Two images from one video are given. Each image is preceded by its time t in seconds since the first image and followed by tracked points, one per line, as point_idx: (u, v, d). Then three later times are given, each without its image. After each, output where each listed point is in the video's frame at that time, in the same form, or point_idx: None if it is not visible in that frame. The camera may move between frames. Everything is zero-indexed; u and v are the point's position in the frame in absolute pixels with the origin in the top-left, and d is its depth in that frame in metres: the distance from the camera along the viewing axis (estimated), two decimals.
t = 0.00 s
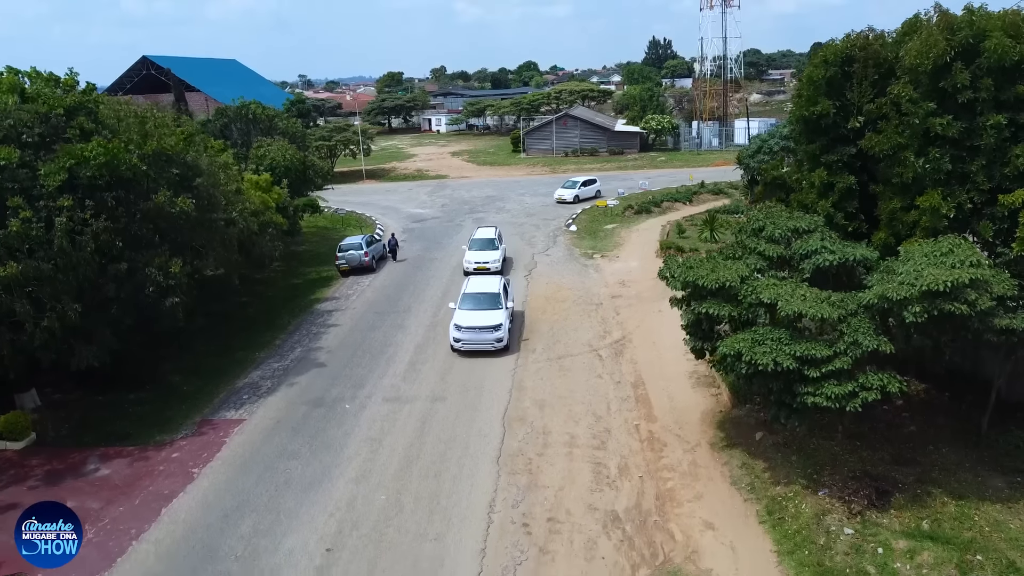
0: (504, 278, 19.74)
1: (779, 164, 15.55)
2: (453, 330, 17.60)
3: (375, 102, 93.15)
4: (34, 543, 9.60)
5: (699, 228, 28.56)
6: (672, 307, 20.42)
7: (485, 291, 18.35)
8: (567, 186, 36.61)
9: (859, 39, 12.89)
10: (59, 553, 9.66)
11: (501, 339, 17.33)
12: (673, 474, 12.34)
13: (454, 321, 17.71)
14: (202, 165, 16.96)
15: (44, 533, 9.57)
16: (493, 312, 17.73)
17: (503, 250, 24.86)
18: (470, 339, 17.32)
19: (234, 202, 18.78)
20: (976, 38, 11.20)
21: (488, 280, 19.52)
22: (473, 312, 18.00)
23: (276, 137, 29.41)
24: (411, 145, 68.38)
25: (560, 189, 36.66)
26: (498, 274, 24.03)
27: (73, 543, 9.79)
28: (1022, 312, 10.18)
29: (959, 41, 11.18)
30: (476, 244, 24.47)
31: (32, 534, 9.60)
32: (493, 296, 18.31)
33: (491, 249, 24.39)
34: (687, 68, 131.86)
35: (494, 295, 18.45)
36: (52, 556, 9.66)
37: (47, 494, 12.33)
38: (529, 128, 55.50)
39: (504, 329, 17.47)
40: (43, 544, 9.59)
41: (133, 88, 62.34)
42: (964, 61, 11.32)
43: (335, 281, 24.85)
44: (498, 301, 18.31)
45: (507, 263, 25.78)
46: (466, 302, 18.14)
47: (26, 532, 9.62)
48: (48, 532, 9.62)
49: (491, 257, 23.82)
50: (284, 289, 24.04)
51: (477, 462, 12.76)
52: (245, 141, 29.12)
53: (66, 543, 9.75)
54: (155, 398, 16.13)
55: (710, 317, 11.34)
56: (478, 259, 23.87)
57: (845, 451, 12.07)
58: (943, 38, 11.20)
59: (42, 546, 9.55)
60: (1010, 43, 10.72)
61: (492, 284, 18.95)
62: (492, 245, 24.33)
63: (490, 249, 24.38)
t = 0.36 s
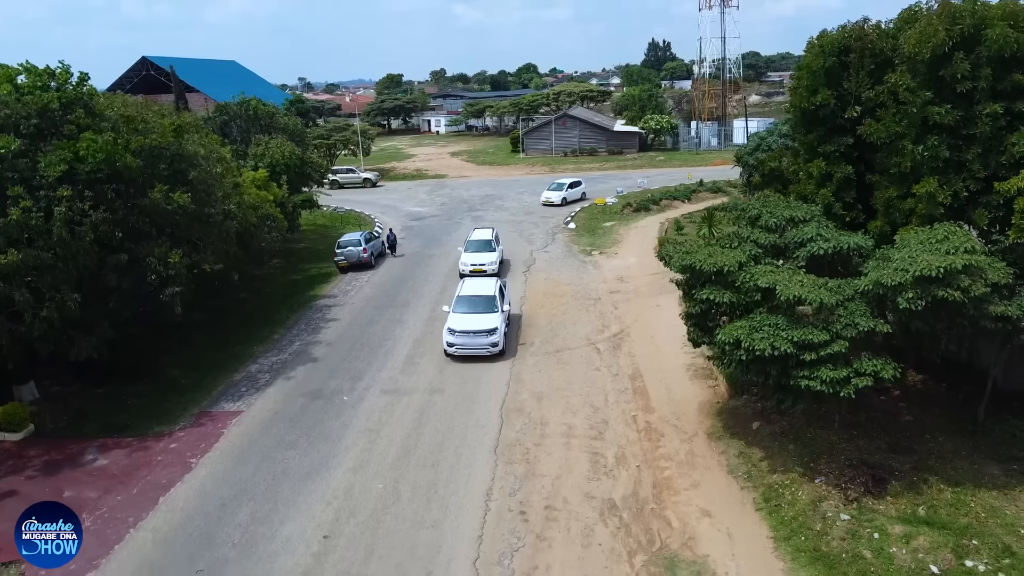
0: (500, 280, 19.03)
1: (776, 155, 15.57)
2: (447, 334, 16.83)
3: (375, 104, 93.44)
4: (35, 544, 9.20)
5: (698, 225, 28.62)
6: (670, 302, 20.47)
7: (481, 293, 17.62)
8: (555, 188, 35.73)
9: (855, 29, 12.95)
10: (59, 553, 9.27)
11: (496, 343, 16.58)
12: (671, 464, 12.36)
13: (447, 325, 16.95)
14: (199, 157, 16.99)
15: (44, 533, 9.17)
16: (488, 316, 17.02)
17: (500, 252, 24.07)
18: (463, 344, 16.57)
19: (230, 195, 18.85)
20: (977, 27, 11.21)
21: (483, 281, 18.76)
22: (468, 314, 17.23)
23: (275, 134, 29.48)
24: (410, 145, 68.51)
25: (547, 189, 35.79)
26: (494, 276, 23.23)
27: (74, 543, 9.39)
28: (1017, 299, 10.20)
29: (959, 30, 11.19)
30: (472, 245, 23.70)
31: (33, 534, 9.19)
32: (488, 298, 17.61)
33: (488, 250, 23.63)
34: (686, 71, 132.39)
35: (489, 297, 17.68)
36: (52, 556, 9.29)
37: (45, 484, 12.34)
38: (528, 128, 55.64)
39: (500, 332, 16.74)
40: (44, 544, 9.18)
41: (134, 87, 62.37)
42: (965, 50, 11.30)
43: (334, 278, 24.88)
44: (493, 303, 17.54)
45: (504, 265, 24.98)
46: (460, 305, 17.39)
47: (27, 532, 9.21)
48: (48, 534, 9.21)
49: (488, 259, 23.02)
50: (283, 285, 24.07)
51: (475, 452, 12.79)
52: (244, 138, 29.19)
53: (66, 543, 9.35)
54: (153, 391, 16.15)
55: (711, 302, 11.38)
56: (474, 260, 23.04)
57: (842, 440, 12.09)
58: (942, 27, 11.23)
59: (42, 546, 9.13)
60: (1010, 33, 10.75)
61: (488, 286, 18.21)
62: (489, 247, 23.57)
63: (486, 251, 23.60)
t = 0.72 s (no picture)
0: (496, 286, 18.30)
1: (773, 152, 15.60)
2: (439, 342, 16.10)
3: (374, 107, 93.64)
4: (34, 544, 7.91)
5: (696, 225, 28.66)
6: (668, 301, 20.48)
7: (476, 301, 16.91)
8: (542, 194, 34.85)
9: (850, 24, 13.00)
10: (59, 555, 7.95)
11: (489, 353, 15.83)
12: (667, 459, 12.35)
13: (440, 333, 16.23)
14: (194, 154, 16.94)
15: (44, 532, 7.80)
16: (482, 324, 16.27)
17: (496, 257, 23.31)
18: (456, 353, 15.82)
19: (225, 191, 18.81)
20: (972, 22, 11.24)
21: (477, 288, 18.03)
22: (461, 323, 16.49)
23: (274, 135, 29.56)
24: (409, 148, 68.62)
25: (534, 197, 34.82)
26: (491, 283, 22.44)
27: (78, 545, 7.95)
28: (1013, 291, 10.22)
29: (954, 25, 11.21)
30: (467, 250, 22.89)
31: (33, 534, 7.89)
32: (483, 306, 16.90)
33: (483, 256, 22.85)
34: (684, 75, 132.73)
35: (484, 304, 16.99)
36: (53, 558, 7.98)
37: (41, 479, 12.31)
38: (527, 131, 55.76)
39: (494, 342, 15.99)
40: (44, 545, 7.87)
41: (133, 90, 62.41)
42: (960, 45, 11.34)
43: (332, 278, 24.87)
44: (488, 311, 16.84)
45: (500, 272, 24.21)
46: (453, 314, 16.66)
47: (25, 532, 7.89)
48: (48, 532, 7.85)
49: (484, 265, 22.21)
50: (281, 285, 24.06)
51: (471, 448, 12.78)
52: (243, 139, 29.24)
53: (67, 543, 7.96)
54: (150, 388, 16.13)
55: (707, 297, 11.32)
56: (468, 266, 22.25)
57: (839, 435, 12.08)
58: (938, 22, 11.24)
59: (40, 547, 7.81)
60: (1004, 27, 10.77)
61: (483, 293, 17.48)
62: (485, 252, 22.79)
63: (482, 256, 22.84)
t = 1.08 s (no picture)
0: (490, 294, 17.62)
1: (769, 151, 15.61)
2: (429, 353, 15.40)
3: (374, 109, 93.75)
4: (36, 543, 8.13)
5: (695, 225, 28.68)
6: (665, 300, 20.47)
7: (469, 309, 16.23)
8: (530, 199, 33.73)
9: (844, 20, 13.11)
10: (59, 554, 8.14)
11: (482, 363, 15.14)
12: (663, 456, 12.33)
13: (430, 344, 15.52)
14: (192, 153, 16.97)
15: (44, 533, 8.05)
16: (475, 334, 15.59)
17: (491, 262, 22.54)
18: (448, 365, 15.13)
19: (222, 190, 18.84)
20: (963, 19, 11.28)
21: (470, 296, 17.33)
22: (453, 332, 15.80)
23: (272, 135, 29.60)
24: (409, 150, 68.70)
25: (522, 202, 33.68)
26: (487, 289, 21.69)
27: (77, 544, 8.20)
28: (1009, 286, 10.21)
29: (945, 21, 11.25)
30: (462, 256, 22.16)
31: (33, 534, 8.09)
32: (477, 314, 16.21)
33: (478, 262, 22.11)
34: (684, 77, 132.96)
35: (478, 312, 16.29)
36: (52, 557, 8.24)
37: (36, 477, 12.30)
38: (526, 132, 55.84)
39: (487, 352, 15.29)
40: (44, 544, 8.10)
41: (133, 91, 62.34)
42: (951, 42, 11.40)
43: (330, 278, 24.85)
44: (482, 319, 16.13)
45: (496, 278, 23.45)
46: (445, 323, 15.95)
47: (26, 532, 8.10)
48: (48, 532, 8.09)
49: (479, 271, 21.47)
50: (278, 284, 24.06)
51: (467, 445, 12.76)
52: (241, 139, 29.28)
53: (67, 544, 8.19)
54: (146, 387, 16.12)
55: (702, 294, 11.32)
56: (462, 272, 21.55)
57: (835, 432, 12.06)
58: (930, 19, 11.26)
59: (41, 547, 8.06)
60: (995, 23, 10.79)
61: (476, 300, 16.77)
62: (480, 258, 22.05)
63: (477, 262, 22.13)
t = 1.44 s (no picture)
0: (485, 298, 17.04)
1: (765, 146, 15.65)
2: (422, 360, 14.79)
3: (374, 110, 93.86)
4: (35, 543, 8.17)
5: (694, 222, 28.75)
6: (664, 296, 20.53)
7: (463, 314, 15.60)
8: (519, 202, 32.85)
9: (837, 16, 13.15)
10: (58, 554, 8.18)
11: (477, 371, 14.50)
12: (660, 449, 12.39)
13: (423, 350, 14.91)
14: (193, 149, 17.13)
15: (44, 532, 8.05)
16: (470, 340, 14.97)
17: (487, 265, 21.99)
18: (441, 373, 14.52)
19: (222, 186, 18.97)
20: (953, 13, 11.40)
21: (465, 300, 16.72)
22: (447, 338, 15.17)
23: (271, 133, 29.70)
24: (409, 150, 68.80)
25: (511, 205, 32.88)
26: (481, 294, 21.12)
27: (75, 543, 8.28)
28: (1003, 280, 10.26)
29: (935, 16, 11.37)
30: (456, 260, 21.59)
31: (33, 534, 8.09)
32: (471, 320, 15.57)
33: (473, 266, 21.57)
34: (684, 77, 133.16)
35: (473, 317, 15.67)
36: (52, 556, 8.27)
37: (36, 470, 12.36)
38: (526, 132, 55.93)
39: (482, 359, 14.68)
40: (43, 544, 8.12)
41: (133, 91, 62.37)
42: (941, 36, 11.55)
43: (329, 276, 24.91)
44: (477, 325, 15.50)
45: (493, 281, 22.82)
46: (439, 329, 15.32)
47: (26, 532, 8.11)
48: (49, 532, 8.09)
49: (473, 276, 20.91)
50: (278, 282, 24.13)
51: (465, 439, 12.82)
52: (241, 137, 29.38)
53: (66, 543, 8.24)
54: (146, 382, 16.19)
55: (698, 288, 11.40)
56: (456, 277, 20.98)
57: (832, 425, 12.11)
58: (921, 14, 11.39)
59: (41, 546, 8.07)
60: (984, 16, 10.93)
61: (471, 305, 16.13)
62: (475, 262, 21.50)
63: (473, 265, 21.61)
